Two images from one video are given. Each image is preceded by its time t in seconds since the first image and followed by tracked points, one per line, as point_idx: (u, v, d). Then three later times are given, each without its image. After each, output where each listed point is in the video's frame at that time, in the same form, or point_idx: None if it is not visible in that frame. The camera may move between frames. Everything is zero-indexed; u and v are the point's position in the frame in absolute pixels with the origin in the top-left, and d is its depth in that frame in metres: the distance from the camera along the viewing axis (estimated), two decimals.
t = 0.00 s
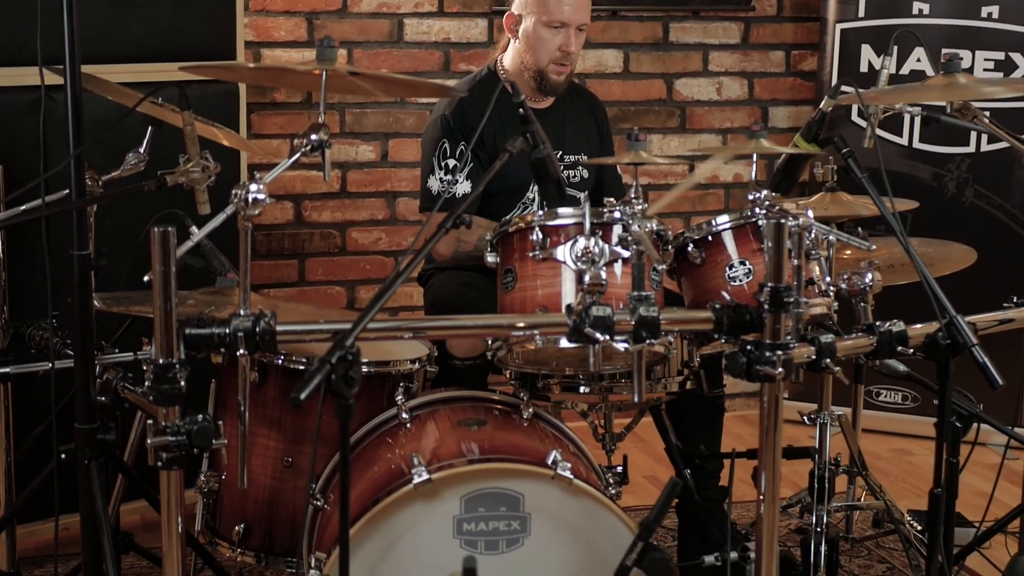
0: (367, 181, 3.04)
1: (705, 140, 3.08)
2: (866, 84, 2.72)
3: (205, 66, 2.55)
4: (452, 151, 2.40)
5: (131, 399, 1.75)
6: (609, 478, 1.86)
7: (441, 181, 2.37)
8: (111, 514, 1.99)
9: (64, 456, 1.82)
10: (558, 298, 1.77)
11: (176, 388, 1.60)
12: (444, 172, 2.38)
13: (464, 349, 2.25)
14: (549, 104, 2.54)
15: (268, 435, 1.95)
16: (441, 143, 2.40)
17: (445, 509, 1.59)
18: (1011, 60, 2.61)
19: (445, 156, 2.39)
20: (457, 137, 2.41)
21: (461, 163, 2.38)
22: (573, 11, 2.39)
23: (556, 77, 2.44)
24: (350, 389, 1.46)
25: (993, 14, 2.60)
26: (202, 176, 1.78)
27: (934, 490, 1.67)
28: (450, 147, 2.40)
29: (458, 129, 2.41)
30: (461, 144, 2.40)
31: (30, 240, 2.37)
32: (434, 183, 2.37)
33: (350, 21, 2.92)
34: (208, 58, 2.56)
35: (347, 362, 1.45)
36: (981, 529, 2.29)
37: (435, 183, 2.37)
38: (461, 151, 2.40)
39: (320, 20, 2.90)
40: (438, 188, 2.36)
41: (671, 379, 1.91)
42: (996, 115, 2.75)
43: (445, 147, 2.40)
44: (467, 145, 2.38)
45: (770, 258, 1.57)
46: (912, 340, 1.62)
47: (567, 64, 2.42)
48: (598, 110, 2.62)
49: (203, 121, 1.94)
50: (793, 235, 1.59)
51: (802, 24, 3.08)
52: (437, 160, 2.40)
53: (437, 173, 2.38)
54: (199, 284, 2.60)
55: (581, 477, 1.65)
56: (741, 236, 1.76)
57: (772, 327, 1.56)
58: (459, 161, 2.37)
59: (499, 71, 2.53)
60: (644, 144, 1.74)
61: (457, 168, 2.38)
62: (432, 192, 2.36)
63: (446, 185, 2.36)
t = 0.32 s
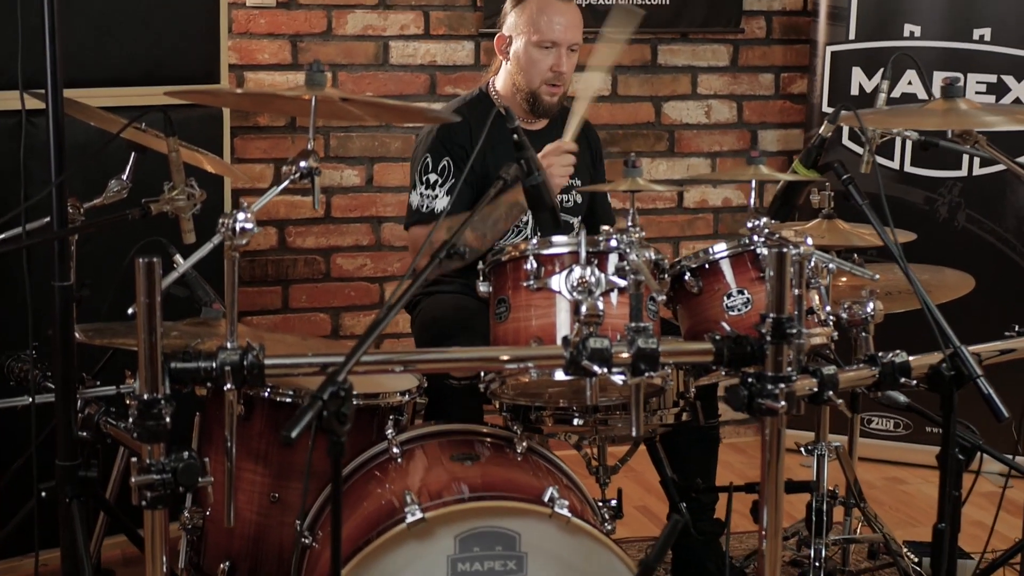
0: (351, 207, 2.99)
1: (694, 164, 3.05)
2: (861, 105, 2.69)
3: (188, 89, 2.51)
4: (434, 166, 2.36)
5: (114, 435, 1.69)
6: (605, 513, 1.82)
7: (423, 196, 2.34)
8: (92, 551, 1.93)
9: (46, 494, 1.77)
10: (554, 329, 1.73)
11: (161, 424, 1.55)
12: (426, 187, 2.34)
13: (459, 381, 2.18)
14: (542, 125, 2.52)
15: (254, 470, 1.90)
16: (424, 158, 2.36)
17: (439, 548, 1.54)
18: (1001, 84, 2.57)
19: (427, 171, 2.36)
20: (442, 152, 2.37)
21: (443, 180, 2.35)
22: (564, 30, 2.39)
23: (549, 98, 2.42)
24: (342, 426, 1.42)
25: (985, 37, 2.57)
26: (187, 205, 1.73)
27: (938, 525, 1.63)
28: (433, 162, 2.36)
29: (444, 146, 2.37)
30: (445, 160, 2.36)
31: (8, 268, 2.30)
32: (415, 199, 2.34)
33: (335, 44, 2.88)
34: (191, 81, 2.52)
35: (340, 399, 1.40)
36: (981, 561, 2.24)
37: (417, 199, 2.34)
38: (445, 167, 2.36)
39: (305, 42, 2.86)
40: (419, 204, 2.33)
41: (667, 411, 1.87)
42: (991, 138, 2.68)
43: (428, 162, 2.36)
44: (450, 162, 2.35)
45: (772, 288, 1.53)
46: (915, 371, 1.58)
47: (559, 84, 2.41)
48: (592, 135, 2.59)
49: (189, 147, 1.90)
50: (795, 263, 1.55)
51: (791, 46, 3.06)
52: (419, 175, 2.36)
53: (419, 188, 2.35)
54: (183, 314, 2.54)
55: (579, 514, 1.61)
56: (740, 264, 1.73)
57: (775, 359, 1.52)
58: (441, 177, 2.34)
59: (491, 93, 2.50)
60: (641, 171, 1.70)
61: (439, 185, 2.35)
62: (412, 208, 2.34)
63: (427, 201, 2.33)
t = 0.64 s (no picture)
0: (334, 229, 2.93)
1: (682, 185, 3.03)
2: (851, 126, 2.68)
3: (167, 110, 2.46)
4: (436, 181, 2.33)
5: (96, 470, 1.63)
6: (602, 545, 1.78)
7: (423, 208, 2.29)
8: None
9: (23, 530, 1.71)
10: (549, 357, 1.68)
11: (145, 459, 1.49)
12: (427, 200, 2.30)
13: (447, 418, 2.14)
14: (533, 146, 2.47)
15: (239, 503, 1.84)
16: (426, 172, 2.32)
17: None
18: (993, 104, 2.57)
19: (430, 185, 2.31)
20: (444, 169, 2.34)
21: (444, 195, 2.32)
22: (552, 46, 2.37)
23: (538, 117, 2.39)
24: (336, 461, 1.36)
25: (976, 56, 2.56)
26: (170, 231, 1.67)
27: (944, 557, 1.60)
28: (434, 177, 2.32)
29: (446, 163, 2.34)
30: (446, 176, 2.33)
31: None
32: (415, 210, 2.29)
33: (318, 64, 2.84)
34: (171, 102, 2.46)
35: (333, 434, 1.35)
36: None
37: (417, 210, 2.29)
38: (445, 183, 2.33)
39: (287, 62, 2.81)
40: (419, 216, 2.28)
41: (663, 440, 1.83)
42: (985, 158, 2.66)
43: (429, 175, 2.32)
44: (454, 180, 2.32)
45: (776, 315, 1.50)
46: (920, 401, 1.55)
47: (548, 102, 2.38)
48: (584, 151, 2.56)
49: (169, 169, 1.85)
50: (797, 289, 1.51)
51: (779, 66, 3.04)
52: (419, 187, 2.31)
53: (420, 200, 2.29)
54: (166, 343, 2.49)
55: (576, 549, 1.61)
56: (738, 290, 1.70)
57: (779, 388, 1.48)
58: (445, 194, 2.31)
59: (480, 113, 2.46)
60: (639, 195, 1.67)
61: (440, 199, 2.31)
62: (412, 218, 2.28)
63: (428, 213, 2.29)
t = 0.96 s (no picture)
0: (318, 249, 2.88)
1: (670, 203, 3.01)
2: (840, 144, 2.67)
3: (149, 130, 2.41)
4: (417, 218, 2.29)
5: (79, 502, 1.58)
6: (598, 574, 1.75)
7: (406, 247, 2.26)
8: None
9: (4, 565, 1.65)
10: (546, 384, 1.65)
11: (132, 492, 1.44)
12: (409, 238, 2.27)
13: (435, 442, 2.09)
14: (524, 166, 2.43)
15: (226, 533, 1.79)
16: (404, 209, 2.28)
17: None
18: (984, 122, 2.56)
19: (410, 222, 2.28)
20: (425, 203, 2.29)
21: (427, 232, 2.28)
22: (536, 63, 2.34)
23: (527, 136, 2.36)
24: (330, 495, 1.32)
25: (967, 73, 2.55)
26: (157, 254, 1.62)
27: None
28: (414, 213, 2.28)
29: (427, 196, 2.29)
30: (426, 212, 2.29)
31: None
32: (398, 250, 2.26)
33: (302, 81, 2.77)
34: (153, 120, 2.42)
35: (327, 466, 1.31)
36: None
37: (400, 250, 2.26)
38: (428, 218, 2.29)
39: (270, 80, 2.75)
40: (403, 256, 2.25)
41: (659, 467, 1.81)
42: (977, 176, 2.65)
43: (409, 212, 2.28)
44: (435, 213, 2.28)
45: (780, 340, 1.47)
46: (924, 426, 1.53)
47: (536, 119, 2.35)
48: (573, 174, 2.51)
49: (152, 190, 1.80)
50: (801, 313, 1.48)
51: (767, 83, 3.02)
52: (401, 226, 2.28)
53: (402, 239, 2.26)
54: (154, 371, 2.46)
55: None
56: (738, 313, 1.68)
57: (785, 416, 1.45)
58: (427, 230, 2.27)
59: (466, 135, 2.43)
60: (639, 218, 1.62)
61: (422, 236, 2.27)
62: (395, 258, 2.26)
63: (411, 253, 2.26)
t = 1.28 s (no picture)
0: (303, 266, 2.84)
1: (658, 219, 2.99)
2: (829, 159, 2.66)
3: (133, 147, 2.37)
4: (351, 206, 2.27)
5: (65, 532, 1.53)
6: None
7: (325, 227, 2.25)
8: None
9: None
10: (544, 408, 1.62)
11: (122, 522, 1.39)
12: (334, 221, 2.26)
13: (427, 466, 2.04)
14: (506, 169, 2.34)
15: (215, 561, 1.75)
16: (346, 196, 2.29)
17: None
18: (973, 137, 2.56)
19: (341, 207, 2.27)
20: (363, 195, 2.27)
21: (351, 217, 2.25)
22: (497, 63, 2.24)
23: (494, 139, 2.23)
24: (329, 525, 1.28)
25: (957, 88, 2.55)
26: (145, 276, 1.58)
27: None
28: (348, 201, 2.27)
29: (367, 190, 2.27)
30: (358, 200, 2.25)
31: None
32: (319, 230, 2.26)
33: (286, 97, 2.72)
34: (135, 138, 2.38)
35: (326, 495, 1.27)
36: None
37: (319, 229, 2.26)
38: (358, 206, 2.26)
39: (254, 95, 2.70)
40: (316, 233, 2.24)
41: (657, 490, 1.78)
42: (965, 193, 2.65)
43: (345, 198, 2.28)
44: (362, 200, 2.24)
45: (785, 361, 1.45)
46: (930, 448, 1.51)
47: (501, 121, 2.22)
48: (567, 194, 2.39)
49: (139, 209, 1.77)
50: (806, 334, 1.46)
51: (756, 98, 3.01)
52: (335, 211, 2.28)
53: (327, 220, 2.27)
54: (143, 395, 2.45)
55: None
56: (737, 334, 1.66)
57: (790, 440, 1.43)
58: (347, 214, 2.24)
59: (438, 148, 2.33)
60: (639, 237, 1.59)
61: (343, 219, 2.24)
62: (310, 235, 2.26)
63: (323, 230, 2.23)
